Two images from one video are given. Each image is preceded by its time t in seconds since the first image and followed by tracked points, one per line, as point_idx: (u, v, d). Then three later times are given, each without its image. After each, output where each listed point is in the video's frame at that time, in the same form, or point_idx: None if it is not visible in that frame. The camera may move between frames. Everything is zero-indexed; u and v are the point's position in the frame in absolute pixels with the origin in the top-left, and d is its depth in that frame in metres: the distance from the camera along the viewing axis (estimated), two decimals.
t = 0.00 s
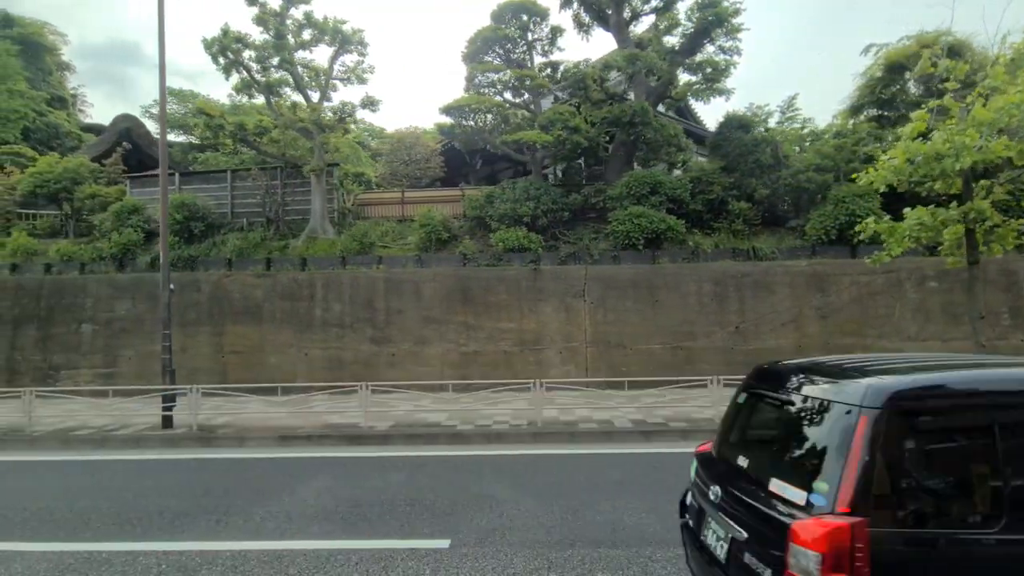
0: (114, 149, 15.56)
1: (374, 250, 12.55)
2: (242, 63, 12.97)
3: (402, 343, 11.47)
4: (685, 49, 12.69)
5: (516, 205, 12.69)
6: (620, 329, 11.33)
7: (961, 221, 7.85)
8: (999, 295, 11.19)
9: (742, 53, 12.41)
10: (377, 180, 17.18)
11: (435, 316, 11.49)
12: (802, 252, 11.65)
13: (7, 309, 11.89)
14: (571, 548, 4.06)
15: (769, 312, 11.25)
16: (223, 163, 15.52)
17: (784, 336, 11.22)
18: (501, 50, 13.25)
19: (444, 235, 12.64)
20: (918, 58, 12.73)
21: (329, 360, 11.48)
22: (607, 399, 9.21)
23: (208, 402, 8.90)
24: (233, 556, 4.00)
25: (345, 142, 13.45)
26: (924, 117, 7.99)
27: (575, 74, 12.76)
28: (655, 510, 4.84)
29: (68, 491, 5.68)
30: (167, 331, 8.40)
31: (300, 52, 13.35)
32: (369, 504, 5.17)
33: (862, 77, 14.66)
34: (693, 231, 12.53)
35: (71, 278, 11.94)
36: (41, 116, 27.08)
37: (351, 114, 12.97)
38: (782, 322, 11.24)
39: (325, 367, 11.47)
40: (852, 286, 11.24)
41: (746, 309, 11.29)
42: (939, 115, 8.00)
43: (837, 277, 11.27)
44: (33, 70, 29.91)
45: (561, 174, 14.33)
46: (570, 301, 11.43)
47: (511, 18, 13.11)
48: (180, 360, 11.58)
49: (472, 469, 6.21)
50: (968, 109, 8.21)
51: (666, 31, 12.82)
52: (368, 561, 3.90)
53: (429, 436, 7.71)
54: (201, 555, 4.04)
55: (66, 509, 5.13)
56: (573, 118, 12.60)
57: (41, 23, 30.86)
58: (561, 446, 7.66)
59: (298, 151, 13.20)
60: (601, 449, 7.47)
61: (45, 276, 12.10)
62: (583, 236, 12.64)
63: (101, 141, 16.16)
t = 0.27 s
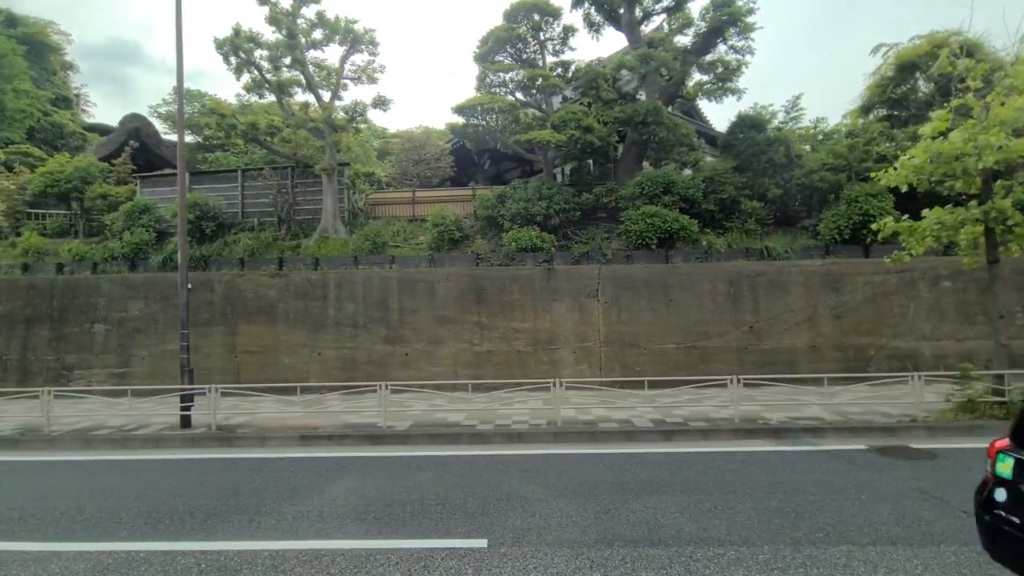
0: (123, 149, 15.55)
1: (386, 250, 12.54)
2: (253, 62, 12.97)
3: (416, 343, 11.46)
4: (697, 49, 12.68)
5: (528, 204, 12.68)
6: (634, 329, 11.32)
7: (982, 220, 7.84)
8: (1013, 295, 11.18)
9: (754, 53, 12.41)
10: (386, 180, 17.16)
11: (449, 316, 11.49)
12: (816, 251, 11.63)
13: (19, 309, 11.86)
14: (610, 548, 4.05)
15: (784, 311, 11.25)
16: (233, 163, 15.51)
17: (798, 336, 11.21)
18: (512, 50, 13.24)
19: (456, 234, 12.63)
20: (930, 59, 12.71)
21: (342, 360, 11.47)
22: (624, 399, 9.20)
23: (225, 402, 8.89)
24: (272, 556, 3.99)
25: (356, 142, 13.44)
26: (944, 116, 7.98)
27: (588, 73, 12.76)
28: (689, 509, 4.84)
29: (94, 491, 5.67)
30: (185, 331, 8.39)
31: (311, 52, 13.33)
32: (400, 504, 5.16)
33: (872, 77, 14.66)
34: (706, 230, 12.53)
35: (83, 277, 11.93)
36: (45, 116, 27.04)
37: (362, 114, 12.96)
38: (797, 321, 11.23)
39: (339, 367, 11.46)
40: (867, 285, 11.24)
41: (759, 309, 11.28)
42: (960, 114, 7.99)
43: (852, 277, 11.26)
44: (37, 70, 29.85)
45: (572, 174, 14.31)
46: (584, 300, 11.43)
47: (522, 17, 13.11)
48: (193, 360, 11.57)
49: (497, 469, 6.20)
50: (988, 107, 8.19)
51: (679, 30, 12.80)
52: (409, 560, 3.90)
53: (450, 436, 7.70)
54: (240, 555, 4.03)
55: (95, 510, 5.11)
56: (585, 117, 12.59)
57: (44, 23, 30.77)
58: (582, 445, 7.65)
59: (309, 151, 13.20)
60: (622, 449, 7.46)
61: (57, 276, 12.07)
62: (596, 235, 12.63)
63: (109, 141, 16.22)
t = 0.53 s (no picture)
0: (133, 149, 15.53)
1: (398, 250, 12.54)
2: (265, 62, 12.97)
3: (429, 343, 11.46)
4: (708, 49, 12.68)
5: (540, 204, 12.68)
6: (648, 329, 11.32)
7: (1002, 220, 7.85)
8: None
9: (766, 53, 12.42)
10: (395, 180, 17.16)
11: (462, 316, 11.48)
12: (829, 252, 11.64)
13: (31, 309, 11.84)
14: (649, 548, 4.05)
15: (797, 312, 11.25)
16: (243, 163, 15.50)
17: (812, 336, 11.21)
18: (524, 50, 13.25)
19: (469, 235, 12.63)
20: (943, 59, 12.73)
21: (355, 360, 11.46)
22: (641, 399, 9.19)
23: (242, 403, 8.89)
24: (310, 556, 3.99)
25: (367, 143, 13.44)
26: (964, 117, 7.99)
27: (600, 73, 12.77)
28: (721, 509, 4.84)
29: (121, 491, 5.67)
30: (203, 331, 8.39)
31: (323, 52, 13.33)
32: (430, 504, 5.16)
33: (883, 77, 14.68)
34: (718, 231, 12.54)
35: (95, 278, 11.91)
36: (50, 116, 27.00)
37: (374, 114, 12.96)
38: (810, 322, 11.24)
39: (352, 367, 11.45)
40: (880, 286, 11.24)
41: (773, 309, 11.29)
42: (980, 114, 7.99)
43: (866, 277, 11.26)
44: (42, 70, 29.82)
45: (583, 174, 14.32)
46: (597, 301, 11.43)
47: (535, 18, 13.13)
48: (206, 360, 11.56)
49: (522, 470, 6.19)
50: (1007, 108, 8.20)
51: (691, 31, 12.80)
52: (449, 560, 3.90)
53: (470, 436, 7.69)
54: (278, 555, 4.03)
55: (125, 510, 5.11)
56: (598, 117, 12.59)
57: (49, 23, 30.74)
58: (602, 445, 7.64)
59: (321, 152, 13.19)
60: (643, 449, 7.45)
61: (69, 276, 12.05)
62: (608, 236, 12.63)
63: (117, 141, 16.28)
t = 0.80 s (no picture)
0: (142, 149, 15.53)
1: (410, 250, 12.53)
2: (277, 62, 12.96)
3: (442, 343, 11.44)
4: (720, 50, 12.70)
5: (552, 205, 12.68)
6: (661, 330, 11.32)
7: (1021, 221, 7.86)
8: None
9: (778, 54, 12.43)
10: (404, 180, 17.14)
11: (475, 317, 11.47)
12: (842, 252, 11.63)
13: (43, 309, 11.83)
14: (690, 548, 4.04)
15: (811, 312, 11.25)
16: (252, 163, 15.50)
17: (826, 337, 11.21)
18: (535, 50, 13.26)
19: (480, 235, 12.63)
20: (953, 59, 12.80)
21: (368, 361, 11.45)
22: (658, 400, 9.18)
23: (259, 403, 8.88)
24: (349, 556, 3.98)
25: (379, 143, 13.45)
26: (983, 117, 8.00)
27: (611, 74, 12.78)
28: (754, 510, 4.83)
29: (147, 492, 5.66)
30: (222, 331, 8.38)
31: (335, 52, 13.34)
32: (460, 504, 5.15)
33: (893, 77, 14.69)
34: (730, 231, 12.53)
35: (108, 278, 11.90)
36: (55, 116, 26.99)
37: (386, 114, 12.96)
38: (824, 322, 11.23)
39: (365, 367, 11.44)
40: (894, 286, 11.24)
41: (787, 309, 11.28)
42: (999, 114, 8.00)
43: (879, 278, 11.26)
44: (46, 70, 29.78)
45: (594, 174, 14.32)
46: (611, 301, 11.42)
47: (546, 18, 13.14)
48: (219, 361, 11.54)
49: (547, 470, 6.18)
50: None
51: (703, 31, 12.82)
52: (489, 561, 3.89)
53: (491, 436, 7.68)
54: (317, 554, 4.03)
55: (154, 510, 5.10)
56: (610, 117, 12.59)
57: (53, 22, 30.69)
58: (623, 446, 7.63)
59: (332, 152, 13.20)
60: (664, 449, 7.45)
61: (81, 276, 12.04)
62: (620, 236, 12.63)
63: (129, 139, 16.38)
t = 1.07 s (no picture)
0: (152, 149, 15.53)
1: (423, 250, 12.53)
2: (289, 62, 12.95)
3: (456, 343, 11.44)
4: (732, 50, 12.71)
5: (565, 204, 12.68)
6: (675, 330, 11.31)
7: None
8: None
9: (790, 54, 12.43)
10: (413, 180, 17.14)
11: (488, 317, 11.46)
12: (856, 252, 11.63)
13: (56, 309, 11.81)
14: (729, 548, 4.03)
15: (825, 312, 11.24)
16: (262, 163, 15.52)
17: (839, 337, 11.20)
18: (546, 50, 13.25)
19: (492, 234, 12.62)
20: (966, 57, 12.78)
21: (382, 361, 11.44)
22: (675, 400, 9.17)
23: (276, 403, 8.87)
24: (388, 556, 3.97)
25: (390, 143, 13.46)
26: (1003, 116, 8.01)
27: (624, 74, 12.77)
28: (787, 509, 4.82)
29: (173, 492, 5.64)
30: (240, 331, 8.38)
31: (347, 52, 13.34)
32: (490, 504, 5.14)
33: (903, 77, 14.70)
34: (743, 231, 12.53)
35: (120, 277, 11.88)
36: (60, 116, 26.96)
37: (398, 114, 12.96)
38: (838, 322, 11.22)
39: (379, 367, 11.44)
40: (908, 286, 11.23)
41: (800, 309, 11.28)
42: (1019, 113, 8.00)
43: (893, 277, 11.25)
44: (51, 70, 29.74)
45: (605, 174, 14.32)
46: (624, 301, 11.41)
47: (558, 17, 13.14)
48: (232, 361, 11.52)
49: (572, 470, 6.17)
50: None
51: (715, 31, 12.83)
52: (529, 560, 3.87)
53: (511, 436, 7.67)
54: (355, 554, 4.02)
55: (183, 510, 5.09)
56: (623, 117, 12.59)
57: (56, 23, 30.66)
58: (643, 446, 7.62)
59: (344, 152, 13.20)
60: (685, 449, 7.44)
61: (93, 276, 12.02)
62: (633, 236, 12.63)
63: (139, 138, 16.42)
